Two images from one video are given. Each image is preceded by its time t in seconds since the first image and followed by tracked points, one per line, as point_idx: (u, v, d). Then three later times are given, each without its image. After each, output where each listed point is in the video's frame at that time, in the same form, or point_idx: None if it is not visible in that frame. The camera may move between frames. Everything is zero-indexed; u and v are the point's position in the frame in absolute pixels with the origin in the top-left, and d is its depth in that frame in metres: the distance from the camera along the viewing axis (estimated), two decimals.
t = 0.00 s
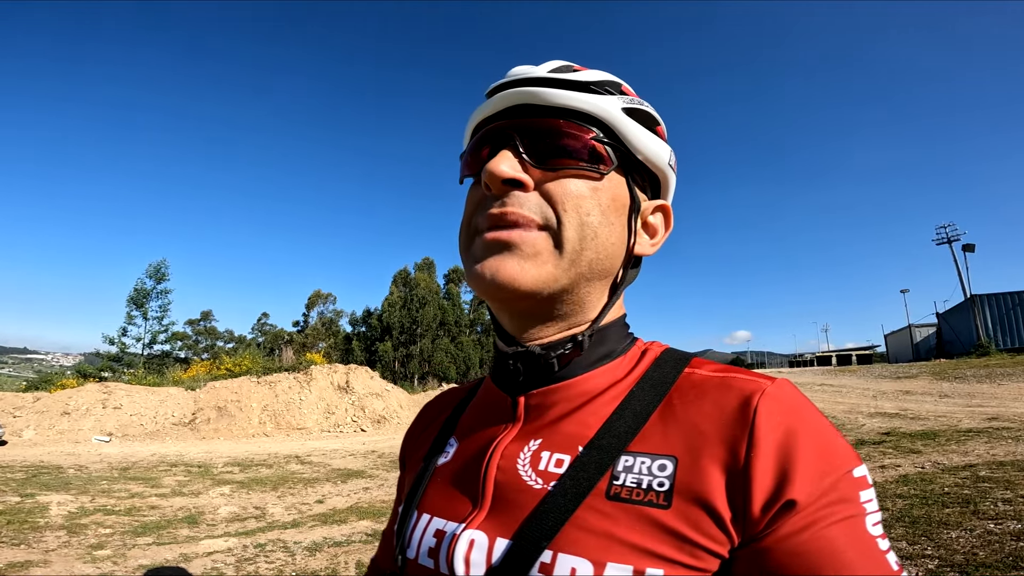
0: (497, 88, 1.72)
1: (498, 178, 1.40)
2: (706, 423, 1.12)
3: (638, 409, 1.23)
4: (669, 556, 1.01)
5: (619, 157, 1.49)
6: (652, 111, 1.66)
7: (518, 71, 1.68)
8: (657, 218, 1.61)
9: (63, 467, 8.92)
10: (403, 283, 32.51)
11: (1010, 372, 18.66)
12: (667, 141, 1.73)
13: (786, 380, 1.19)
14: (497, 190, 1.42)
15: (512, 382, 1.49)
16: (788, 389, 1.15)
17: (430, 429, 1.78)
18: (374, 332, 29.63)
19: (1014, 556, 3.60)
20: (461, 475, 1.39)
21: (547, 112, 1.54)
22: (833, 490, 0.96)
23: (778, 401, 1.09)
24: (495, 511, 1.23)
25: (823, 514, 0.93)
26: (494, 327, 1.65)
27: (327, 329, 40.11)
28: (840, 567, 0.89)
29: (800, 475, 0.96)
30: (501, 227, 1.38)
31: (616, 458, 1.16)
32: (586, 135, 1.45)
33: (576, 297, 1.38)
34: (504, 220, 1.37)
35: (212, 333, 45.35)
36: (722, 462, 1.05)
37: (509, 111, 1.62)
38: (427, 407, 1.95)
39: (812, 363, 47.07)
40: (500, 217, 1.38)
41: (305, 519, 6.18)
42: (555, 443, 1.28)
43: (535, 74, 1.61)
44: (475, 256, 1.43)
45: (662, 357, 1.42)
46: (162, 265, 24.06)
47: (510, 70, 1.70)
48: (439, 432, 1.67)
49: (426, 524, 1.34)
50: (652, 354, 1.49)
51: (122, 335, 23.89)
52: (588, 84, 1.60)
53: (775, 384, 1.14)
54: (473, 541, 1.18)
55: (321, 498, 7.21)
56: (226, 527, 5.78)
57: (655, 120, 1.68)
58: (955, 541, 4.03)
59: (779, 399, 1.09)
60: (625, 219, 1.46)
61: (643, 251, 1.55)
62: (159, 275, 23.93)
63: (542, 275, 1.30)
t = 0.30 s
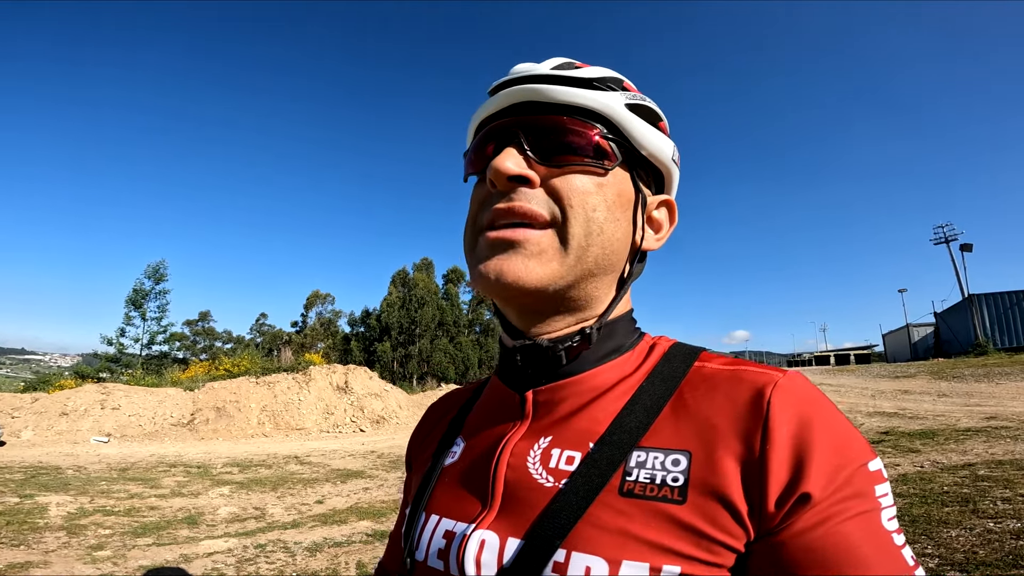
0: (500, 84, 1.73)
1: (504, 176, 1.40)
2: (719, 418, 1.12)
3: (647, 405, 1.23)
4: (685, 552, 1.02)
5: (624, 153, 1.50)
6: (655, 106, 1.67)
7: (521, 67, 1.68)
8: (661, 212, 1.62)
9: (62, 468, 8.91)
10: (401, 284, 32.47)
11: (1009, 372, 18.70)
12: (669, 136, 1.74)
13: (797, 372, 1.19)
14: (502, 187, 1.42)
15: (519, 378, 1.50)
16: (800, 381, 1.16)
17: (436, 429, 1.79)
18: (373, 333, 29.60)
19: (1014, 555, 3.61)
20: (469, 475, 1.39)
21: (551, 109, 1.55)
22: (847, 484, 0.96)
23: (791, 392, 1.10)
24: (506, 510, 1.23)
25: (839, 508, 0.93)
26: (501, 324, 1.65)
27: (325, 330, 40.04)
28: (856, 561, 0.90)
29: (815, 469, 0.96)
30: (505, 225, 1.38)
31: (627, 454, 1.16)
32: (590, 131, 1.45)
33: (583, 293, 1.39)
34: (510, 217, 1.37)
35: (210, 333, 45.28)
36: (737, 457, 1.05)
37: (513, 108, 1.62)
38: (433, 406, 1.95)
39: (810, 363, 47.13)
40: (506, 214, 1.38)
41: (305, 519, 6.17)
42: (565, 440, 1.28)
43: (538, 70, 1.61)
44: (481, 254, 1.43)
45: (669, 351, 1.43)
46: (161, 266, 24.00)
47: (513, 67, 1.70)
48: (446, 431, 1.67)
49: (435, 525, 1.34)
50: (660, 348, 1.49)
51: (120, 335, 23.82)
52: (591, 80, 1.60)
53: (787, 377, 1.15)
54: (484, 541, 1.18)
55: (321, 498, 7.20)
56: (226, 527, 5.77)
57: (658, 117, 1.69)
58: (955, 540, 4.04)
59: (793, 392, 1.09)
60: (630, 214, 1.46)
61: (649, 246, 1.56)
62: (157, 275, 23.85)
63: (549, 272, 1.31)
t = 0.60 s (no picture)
0: (496, 90, 1.73)
1: (498, 184, 1.40)
2: (713, 430, 1.13)
3: (641, 416, 1.25)
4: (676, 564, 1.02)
5: (620, 161, 1.50)
6: (653, 113, 1.67)
7: (518, 72, 1.68)
8: (658, 221, 1.63)
9: (61, 469, 8.90)
10: (399, 283, 32.45)
11: (1004, 369, 18.81)
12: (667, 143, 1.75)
13: (791, 384, 1.20)
14: (497, 195, 1.42)
15: (513, 389, 1.51)
16: (795, 393, 1.17)
17: (430, 437, 1.79)
18: (371, 332, 29.57)
19: (1009, 554, 3.64)
20: (463, 486, 1.40)
21: (547, 114, 1.55)
22: (838, 493, 0.97)
23: (786, 403, 1.11)
24: (499, 522, 1.24)
25: (829, 519, 0.94)
26: (495, 333, 1.66)
27: (323, 329, 39.97)
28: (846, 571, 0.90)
29: (808, 480, 0.97)
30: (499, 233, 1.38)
31: (621, 466, 1.17)
32: (586, 139, 1.46)
33: (578, 303, 1.39)
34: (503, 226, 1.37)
35: (207, 333, 45.22)
36: (729, 467, 1.06)
37: (507, 114, 1.63)
38: (427, 414, 1.95)
39: (807, 360, 47.30)
40: (499, 222, 1.38)
41: (305, 520, 6.16)
42: (558, 452, 1.29)
43: (535, 75, 1.62)
44: (475, 263, 1.43)
45: (664, 361, 1.44)
46: (159, 266, 23.91)
47: (510, 72, 1.70)
48: (440, 440, 1.68)
49: (429, 535, 1.34)
50: (656, 358, 1.50)
51: (117, 335, 23.73)
52: (588, 86, 1.61)
53: (782, 388, 1.16)
54: (478, 553, 1.19)
55: (320, 498, 7.21)
56: (225, 528, 5.77)
57: (656, 123, 1.70)
58: (950, 539, 4.07)
59: (787, 403, 1.11)
60: (626, 224, 1.47)
61: (644, 255, 1.57)
62: (155, 275, 23.76)
63: (544, 283, 1.32)
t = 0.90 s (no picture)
0: (496, 86, 1.73)
1: (500, 181, 1.40)
2: (716, 429, 1.13)
3: (644, 413, 1.25)
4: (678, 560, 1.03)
5: (623, 158, 1.51)
6: (656, 109, 1.67)
7: (519, 68, 1.68)
8: (660, 218, 1.64)
9: (59, 469, 8.88)
10: (396, 279, 32.39)
11: (999, 362, 18.93)
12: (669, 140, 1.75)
13: (794, 381, 1.21)
14: (498, 192, 1.42)
15: (516, 387, 1.52)
16: (797, 390, 1.18)
17: (431, 436, 1.79)
18: (368, 329, 29.53)
19: (1006, 548, 3.67)
20: (466, 484, 1.40)
21: (551, 110, 1.55)
22: (840, 490, 0.98)
23: (788, 401, 1.12)
24: (502, 520, 1.25)
25: (832, 517, 0.95)
26: (496, 330, 1.67)
27: (320, 326, 39.90)
28: (847, 568, 0.91)
29: (811, 478, 0.98)
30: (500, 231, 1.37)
31: (624, 464, 1.18)
32: (588, 135, 1.46)
33: (580, 300, 1.40)
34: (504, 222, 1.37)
35: (203, 331, 45.10)
36: (731, 465, 1.07)
37: (508, 110, 1.63)
38: (429, 411, 1.96)
39: (803, 354, 47.53)
40: (501, 220, 1.38)
41: (304, 518, 6.17)
42: (561, 450, 1.30)
43: (536, 71, 1.61)
44: (476, 260, 1.43)
45: (666, 358, 1.45)
46: (154, 265, 23.78)
47: (511, 68, 1.70)
48: (441, 438, 1.68)
49: (431, 534, 1.35)
50: (658, 355, 1.51)
51: (113, 335, 23.61)
52: (591, 82, 1.61)
53: (784, 385, 1.17)
54: (481, 552, 1.20)
55: (319, 496, 7.22)
56: (225, 527, 5.77)
57: (658, 119, 1.70)
58: (947, 533, 4.11)
59: (789, 400, 1.12)
60: (629, 221, 1.47)
61: (646, 252, 1.57)
62: (151, 274, 23.63)
63: (547, 281, 1.32)
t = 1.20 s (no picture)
0: (494, 84, 1.72)
1: (498, 179, 1.41)
2: (717, 426, 1.14)
3: (645, 410, 1.26)
4: (680, 557, 1.04)
5: (621, 154, 1.51)
6: (654, 106, 1.67)
7: (516, 65, 1.68)
8: (659, 214, 1.64)
9: (60, 469, 8.88)
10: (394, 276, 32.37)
11: (996, 357, 19.01)
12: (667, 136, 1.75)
13: (794, 378, 1.22)
14: (497, 192, 1.42)
15: (518, 386, 1.52)
16: (796, 386, 1.18)
17: (434, 435, 1.80)
18: (367, 327, 29.54)
19: (1004, 543, 3.70)
20: (469, 483, 1.41)
21: (549, 108, 1.55)
22: (840, 486, 0.99)
23: (788, 398, 1.12)
24: (505, 519, 1.25)
25: (832, 512, 0.96)
26: (498, 330, 1.66)
27: (318, 323, 39.87)
28: (848, 564, 0.92)
29: (811, 475, 0.99)
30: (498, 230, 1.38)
31: (625, 461, 1.19)
32: (587, 132, 1.46)
33: (581, 300, 1.40)
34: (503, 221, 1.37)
35: (202, 330, 45.07)
36: (731, 462, 1.08)
37: (507, 109, 1.63)
38: (431, 409, 1.97)
39: (801, 349, 47.67)
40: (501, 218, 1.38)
41: (306, 516, 6.19)
42: (563, 447, 1.31)
43: (533, 69, 1.61)
44: (476, 260, 1.43)
45: (666, 356, 1.45)
46: (152, 264, 23.69)
47: (508, 66, 1.70)
48: (444, 437, 1.69)
49: (436, 532, 1.36)
50: (659, 352, 1.52)
51: (111, 334, 23.56)
52: (588, 79, 1.60)
53: (784, 383, 1.18)
54: (485, 550, 1.20)
55: (320, 494, 7.23)
56: (227, 526, 5.78)
57: (657, 114, 1.70)
58: (945, 528, 4.14)
59: (789, 397, 1.12)
60: (627, 219, 1.48)
61: (646, 249, 1.58)
62: (148, 273, 23.54)
63: (547, 280, 1.32)
